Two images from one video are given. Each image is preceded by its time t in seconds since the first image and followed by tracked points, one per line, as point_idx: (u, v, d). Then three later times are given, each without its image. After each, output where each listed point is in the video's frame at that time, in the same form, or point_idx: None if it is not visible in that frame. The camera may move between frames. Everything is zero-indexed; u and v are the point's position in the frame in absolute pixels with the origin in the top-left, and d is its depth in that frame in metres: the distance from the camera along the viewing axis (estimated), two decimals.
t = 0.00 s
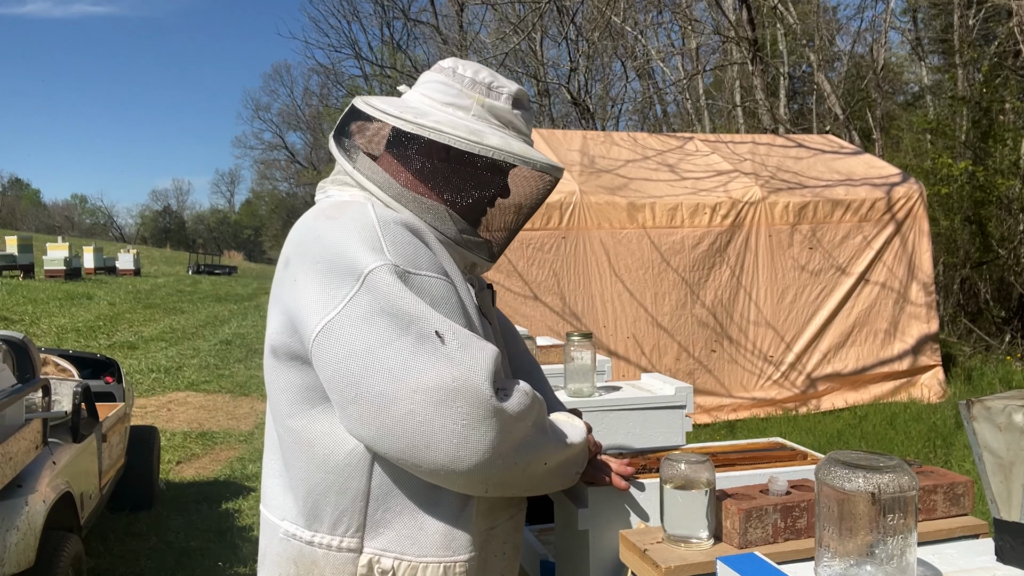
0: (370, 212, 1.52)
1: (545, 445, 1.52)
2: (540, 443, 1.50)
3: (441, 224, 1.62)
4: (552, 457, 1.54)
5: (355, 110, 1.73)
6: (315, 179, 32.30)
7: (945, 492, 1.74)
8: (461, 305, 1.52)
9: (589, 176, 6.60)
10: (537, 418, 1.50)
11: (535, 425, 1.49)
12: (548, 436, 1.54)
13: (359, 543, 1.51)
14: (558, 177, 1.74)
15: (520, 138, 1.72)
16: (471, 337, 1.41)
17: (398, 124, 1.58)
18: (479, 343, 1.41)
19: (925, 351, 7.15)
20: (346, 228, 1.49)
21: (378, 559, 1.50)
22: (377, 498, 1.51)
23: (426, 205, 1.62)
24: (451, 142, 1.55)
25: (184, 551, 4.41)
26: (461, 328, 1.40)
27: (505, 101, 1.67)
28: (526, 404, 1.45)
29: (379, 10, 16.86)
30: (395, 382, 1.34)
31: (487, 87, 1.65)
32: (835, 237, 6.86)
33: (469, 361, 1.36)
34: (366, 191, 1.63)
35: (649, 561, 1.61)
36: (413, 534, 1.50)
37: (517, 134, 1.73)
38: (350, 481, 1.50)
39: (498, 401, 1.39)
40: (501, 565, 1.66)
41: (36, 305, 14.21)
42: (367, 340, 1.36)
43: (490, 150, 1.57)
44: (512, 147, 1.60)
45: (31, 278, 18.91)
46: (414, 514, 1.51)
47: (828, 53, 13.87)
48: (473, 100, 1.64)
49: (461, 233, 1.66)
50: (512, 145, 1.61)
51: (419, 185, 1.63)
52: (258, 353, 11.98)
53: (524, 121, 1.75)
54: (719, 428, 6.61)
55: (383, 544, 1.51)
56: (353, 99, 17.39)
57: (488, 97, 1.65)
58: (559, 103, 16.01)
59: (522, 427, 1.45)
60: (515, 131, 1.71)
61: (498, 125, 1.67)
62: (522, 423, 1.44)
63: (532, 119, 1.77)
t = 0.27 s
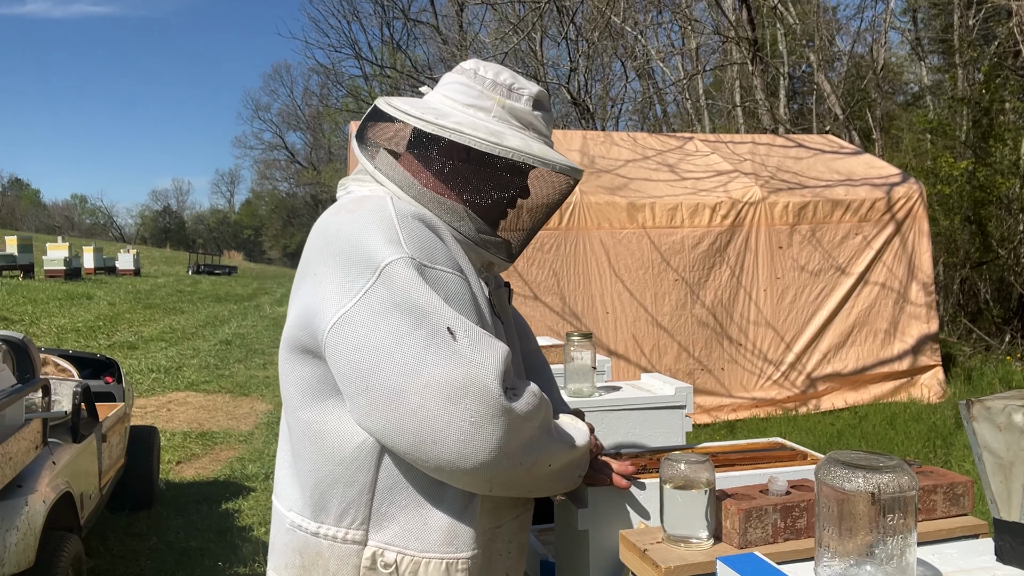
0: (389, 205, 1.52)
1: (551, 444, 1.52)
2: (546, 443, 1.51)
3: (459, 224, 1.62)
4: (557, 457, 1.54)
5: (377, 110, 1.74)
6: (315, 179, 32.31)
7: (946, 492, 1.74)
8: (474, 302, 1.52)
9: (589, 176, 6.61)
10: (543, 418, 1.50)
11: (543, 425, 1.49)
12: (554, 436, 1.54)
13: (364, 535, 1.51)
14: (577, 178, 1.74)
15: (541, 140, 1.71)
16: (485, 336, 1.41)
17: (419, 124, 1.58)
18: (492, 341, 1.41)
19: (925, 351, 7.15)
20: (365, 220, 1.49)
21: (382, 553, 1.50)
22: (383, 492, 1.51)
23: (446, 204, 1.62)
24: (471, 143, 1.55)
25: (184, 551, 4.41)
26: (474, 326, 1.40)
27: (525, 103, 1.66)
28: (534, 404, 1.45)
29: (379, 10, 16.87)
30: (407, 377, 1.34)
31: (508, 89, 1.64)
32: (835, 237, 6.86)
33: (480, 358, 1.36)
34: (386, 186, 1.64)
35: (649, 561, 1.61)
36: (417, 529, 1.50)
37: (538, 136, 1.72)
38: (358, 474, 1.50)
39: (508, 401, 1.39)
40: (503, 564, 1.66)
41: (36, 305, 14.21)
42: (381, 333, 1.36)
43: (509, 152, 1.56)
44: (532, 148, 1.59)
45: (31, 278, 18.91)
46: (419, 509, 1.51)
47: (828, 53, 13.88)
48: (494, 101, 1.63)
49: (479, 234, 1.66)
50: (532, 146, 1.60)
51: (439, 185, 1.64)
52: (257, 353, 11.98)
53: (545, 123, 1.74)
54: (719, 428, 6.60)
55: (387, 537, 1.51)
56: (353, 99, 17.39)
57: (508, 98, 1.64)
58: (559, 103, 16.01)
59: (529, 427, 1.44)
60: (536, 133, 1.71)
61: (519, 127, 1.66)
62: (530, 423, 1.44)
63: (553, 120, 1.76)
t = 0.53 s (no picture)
0: (405, 202, 1.54)
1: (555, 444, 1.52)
2: (550, 443, 1.50)
3: (473, 222, 1.62)
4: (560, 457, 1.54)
5: (393, 110, 1.75)
6: (315, 179, 32.31)
7: (946, 492, 1.74)
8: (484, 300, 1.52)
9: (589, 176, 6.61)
10: (548, 418, 1.50)
11: (547, 425, 1.49)
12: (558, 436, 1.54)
13: (367, 527, 1.52)
14: (591, 179, 1.74)
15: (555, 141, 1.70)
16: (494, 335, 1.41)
17: (433, 125, 1.59)
18: (501, 340, 1.40)
19: (925, 351, 7.15)
20: (380, 215, 1.50)
21: (383, 545, 1.50)
22: (387, 486, 1.51)
23: (460, 203, 1.62)
24: (485, 143, 1.55)
25: (184, 551, 4.41)
26: (483, 324, 1.40)
27: (540, 105, 1.66)
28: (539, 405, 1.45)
29: (379, 11, 16.87)
30: (415, 371, 1.34)
31: (522, 90, 1.64)
32: (835, 237, 6.86)
33: (488, 355, 1.36)
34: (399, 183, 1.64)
35: (649, 561, 1.61)
36: (419, 522, 1.51)
37: (552, 137, 1.71)
38: (364, 467, 1.50)
39: (514, 400, 1.38)
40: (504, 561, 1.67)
41: (36, 306, 14.21)
42: (390, 326, 1.36)
43: (522, 152, 1.56)
44: (545, 149, 1.59)
45: (31, 278, 18.90)
46: (421, 503, 1.51)
47: (828, 54, 13.89)
48: (508, 102, 1.63)
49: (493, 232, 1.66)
50: (546, 147, 1.59)
51: (453, 184, 1.64)
52: (258, 353, 11.98)
53: (560, 123, 1.73)
54: (719, 428, 6.60)
55: (389, 530, 1.51)
56: (353, 99, 17.39)
57: (522, 99, 1.64)
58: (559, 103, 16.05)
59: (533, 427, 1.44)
60: (550, 134, 1.70)
61: (533, 128, 1.65)
62: (534, 422, 1.44)
63: (568, 120, 1.76)
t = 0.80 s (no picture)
0: (412, 202, 1.53)
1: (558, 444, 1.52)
2: (553, 443, 1.50)
3: (481, 220, 1.62)
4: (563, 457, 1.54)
5: (398, 112, 1.74)
6: (315, 179, 32.31)
7: (945, 492, 1.75)
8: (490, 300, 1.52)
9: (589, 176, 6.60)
10: (552, 419, 1.49)
11: (551, 426, 1.49)
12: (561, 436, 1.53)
13: (369, 523, 1.52)
14: (597, 174, 1.74)
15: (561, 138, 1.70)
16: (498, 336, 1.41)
17: (438, 125, 1.59)
18: (505, 342, 1.40)
19: (925, 351, 7.15)
20: (386, 214, 1.50)
21: (384, 542, 1.50)
22: (388, 484, 1.51)
23: (467, 203, 1.62)
24: (490, 141, 1.55)
25: (184, 551, 4.41)
26: (487, 326, 1.40)
27: (544, 102, 1.65)
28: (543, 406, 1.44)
29: (379, 11, 16.86)
30: (418, 371, 1.34)
31: (526, 87, 1.63)
32: (835, 237, 6.86)
33: (492, 355, 1.36)
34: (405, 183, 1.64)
35: (649, 561, 1.61)
36: (420, 520, 1.51)
37: (557, 133, 1.71)
38: (366, 465, 1.51)
39: (518, 401, 1.38)
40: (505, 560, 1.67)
41: (36, 306, 14.21)
42: (395, 325, 1.36)
43: (528, 149, 1.56)
44: (551, 145, 1.59)
45: (31, 278, 18.90)
46: (422, 502, 1.51)
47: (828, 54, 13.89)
48: (513, 100, 1.62)
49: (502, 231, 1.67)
50: (551, 144, 1.59)
51: (460, 184, 1.64)
52: (257, 353, 11.98)
53: (565, 120, 1.73)
54: (719, 428, 6.60)
55: (390, 527, 1.51)
56: (353, 99, 17.39)
57: (527, 96, 1.63)
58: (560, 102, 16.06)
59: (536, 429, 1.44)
60: (556, 131, 1.70)
61: (538, 124, 1.65)
62: (538, 423, 1.44)
63: (573, 116, 1.75)
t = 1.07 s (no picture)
0: (419, 205, 1.53)
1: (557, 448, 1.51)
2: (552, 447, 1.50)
3: (489, 223, 1.62)
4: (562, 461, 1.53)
5: (409, 112, 1.74)
6: (315, 179, 32.31)
7: (945, 492, 1.75)
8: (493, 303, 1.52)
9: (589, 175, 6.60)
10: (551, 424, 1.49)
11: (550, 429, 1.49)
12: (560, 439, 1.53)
13: (368, 521, 1.52)
14: (607, 178, 1.73)
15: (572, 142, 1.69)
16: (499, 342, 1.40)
17: (449, 127, 1.59)
18: (507, 347, 1.40)
19: (925, 351, 7.15)
20: (393, 216, 1.50)
21: (383, 540, 1.51)
22: (389, 483, 1.52)
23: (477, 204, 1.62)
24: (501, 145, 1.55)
25: (184, 551, 4.41)
26: (489, 331, 1.40)
27: (556, 106, 1.65)
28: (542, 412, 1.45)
29: (379, 11, 16.86)
30: (419, 374, 1.34)
31: (539, 88, 1.62)
32: (835, 237, 6.86)
33: (493, 360, 1.36)
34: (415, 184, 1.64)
35: (649, 561, 1.61)
36: (419, 520, 1.50)
37: (568, 135, 1.71)
38: (366, 464, 1.51)
39: (517, 406, 1.38)
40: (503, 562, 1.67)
41: (36, 306, 14.21)
42: (398, 327, 1.36)
43: (538, 153, 1.56)
44: (561, 149, 1.59)
45: (31, 278, 18.90)
46: (421, 502, 1.51)
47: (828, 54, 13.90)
48: (524, 103, 1.62)
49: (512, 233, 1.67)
50: (561, 148, 1.59)
51: (470, 188, 1.64)
52: (257, 353, 11.98)
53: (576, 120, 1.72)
54: (719, 428, 6.60)
55: (389, 525, 1.51)
56: (353, 99, 17.38)
57: (539, 100, 1.63)
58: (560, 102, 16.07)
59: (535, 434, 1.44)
60: (567, 135, 1.69)
61: (549, 127, 1.64)
62: (536, 428, 1.44)
63: (584, 118, 1.74)
